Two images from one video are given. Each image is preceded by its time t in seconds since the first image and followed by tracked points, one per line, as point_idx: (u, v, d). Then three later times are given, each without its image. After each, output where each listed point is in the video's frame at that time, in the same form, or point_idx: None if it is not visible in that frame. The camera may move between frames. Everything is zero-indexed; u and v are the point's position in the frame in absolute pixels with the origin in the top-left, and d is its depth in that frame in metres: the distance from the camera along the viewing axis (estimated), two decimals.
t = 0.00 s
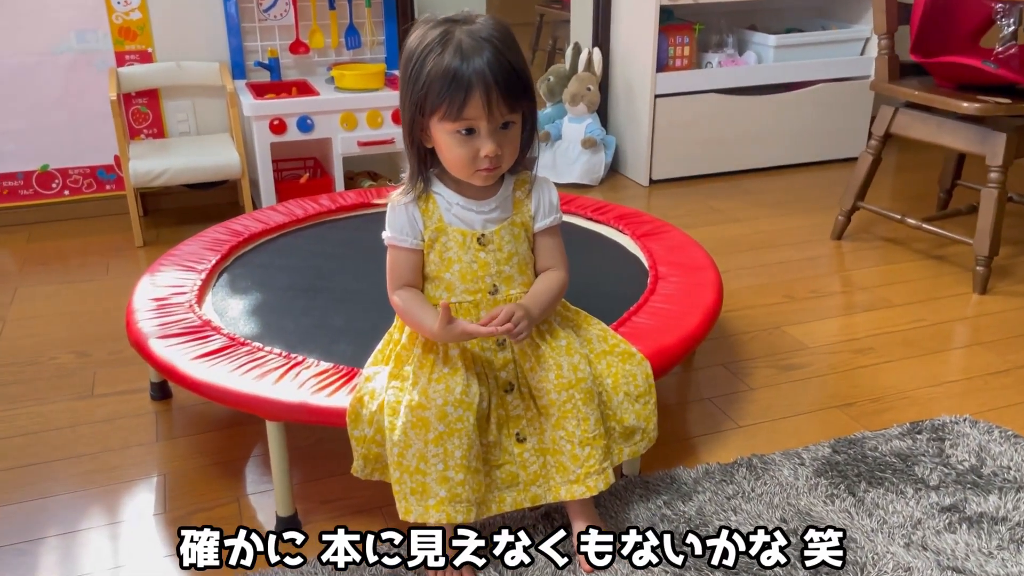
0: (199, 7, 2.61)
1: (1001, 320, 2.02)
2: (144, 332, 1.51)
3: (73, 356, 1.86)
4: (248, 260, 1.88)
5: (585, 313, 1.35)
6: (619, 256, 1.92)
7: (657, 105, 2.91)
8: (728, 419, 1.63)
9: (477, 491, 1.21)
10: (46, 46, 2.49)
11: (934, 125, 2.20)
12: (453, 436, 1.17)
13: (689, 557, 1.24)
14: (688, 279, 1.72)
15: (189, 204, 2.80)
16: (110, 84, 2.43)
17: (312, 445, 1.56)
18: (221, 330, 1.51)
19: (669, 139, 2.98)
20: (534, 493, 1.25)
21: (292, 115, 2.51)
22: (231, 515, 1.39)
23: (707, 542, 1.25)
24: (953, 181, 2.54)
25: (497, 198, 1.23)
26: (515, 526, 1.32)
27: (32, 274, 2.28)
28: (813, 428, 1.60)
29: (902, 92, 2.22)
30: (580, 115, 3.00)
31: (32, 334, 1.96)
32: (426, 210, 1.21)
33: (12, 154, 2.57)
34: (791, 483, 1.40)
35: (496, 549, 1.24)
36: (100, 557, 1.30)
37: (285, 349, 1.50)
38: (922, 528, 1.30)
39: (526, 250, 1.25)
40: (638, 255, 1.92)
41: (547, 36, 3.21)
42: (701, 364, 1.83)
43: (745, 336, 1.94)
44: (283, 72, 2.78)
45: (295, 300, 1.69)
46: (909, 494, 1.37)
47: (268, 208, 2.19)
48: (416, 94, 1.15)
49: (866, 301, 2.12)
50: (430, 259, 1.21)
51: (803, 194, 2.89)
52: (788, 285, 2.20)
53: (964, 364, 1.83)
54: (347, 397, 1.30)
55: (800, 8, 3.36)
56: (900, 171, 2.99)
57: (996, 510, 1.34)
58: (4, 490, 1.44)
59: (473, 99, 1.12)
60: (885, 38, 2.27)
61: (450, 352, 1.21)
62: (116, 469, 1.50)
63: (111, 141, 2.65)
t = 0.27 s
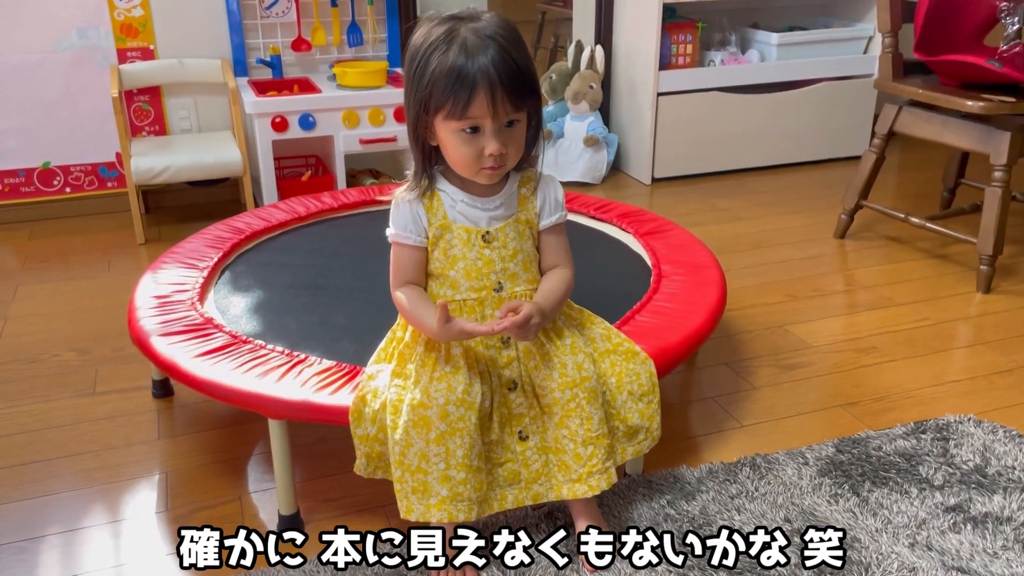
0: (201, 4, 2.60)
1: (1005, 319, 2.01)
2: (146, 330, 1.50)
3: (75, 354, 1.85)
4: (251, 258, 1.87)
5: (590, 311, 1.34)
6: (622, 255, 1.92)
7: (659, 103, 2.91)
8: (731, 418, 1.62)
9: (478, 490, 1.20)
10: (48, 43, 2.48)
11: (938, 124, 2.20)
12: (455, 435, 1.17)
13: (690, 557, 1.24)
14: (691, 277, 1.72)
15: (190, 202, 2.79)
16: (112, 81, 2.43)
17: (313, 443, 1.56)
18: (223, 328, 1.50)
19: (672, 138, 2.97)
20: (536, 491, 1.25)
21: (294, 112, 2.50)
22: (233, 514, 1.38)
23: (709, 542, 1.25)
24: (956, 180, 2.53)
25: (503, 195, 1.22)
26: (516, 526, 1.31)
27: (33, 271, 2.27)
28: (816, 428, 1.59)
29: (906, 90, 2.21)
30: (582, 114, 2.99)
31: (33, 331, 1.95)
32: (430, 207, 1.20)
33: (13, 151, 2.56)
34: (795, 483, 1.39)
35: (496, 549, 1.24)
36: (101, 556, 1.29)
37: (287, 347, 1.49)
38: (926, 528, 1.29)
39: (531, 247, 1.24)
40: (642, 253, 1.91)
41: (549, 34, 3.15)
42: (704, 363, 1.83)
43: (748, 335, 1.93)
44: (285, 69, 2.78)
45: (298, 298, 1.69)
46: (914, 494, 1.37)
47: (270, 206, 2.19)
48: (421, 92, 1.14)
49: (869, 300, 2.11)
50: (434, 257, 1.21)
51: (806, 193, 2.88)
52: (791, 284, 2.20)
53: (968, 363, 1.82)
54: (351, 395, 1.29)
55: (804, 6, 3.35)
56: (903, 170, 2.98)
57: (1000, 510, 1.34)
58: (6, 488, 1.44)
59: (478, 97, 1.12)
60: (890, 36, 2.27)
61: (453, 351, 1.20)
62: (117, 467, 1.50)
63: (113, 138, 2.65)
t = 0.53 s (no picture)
0: None
1: (1010, 316, 2.00)
2: (144, 323, 1.49)
3: (72, 348, 1.84)
4: (250, 252, 1.86)
5: (592, 307, 1.33)
6: (624, 250, 1.90)
7: (662, 98, 2.89)
8: (734, 414, 1.61)
9: (479, 485, 1.19)
10: (46, 34, 2.46)
11: (943, 119, 2.18)
12: (457, 428, 1.15)
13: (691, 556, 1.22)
14: (694, 272, 1.70)
15: (190, 195, 2.77)
16: (110, 73, 2.41)
17: (312, 439, 1.55)
18: (222, 322, 1.49)
19: (674, 133, 2.95)
20: (537, 488, 1.23)
21: (294, 105, 2.48)
22: (231, 510, 1.37)
23: (711, 541, 1.24)
24: (961, 176, 2.51)
25: (508, 187, 1.21)
26: (518, 525, 1.29)
27: (31, 264, 2.26)
28: (820, 425, 1.58)
29: (912, 85, 2.19)
30: (584, 108, 2.97)
31: (31, 324, 1.94)
32: (435, 197, 1.19)
33: (12, 143, 2.54)
34: (799, 480, 1.38)
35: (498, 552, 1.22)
36: (98, 551, 1.28)
37: (286, 341, 1.48)
38: (932, 526, 1.28)
39: (535, 241, 1.23)
40: (644, 248, 1.89)
41: (551, 28, 3.06)
42: (707, 359, 1.81)
43: (751, 331, 1.92)
44: (285, 62, 2.76)
45: (298, 292, 1.67)
46: (919, 492, 1.35)
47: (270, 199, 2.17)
48: (428, 82, 1.12)
49: (873, 297, 2.09)
50: (438, 248, 1.19)
51: (809, 188, 2.86)
52: (794, 280, 2.18)
53: (973, 360, 1.80)
54: (350, 390, 1.28)
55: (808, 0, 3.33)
56: (907, 165, 2.96)
57: (1007, 509, 1.32)
58: (2, 483, 1.43)
59: (486, 88, 1.10)
60: (895, 31, 2.25)
61: (455, 343, 1.19)
62: (114, 462, 1.48)
63: (111, 131, 2.63)
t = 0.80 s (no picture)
0: None
1: (1015, 320, 1.99)
2: (149, 322, 1.49)
3: (77, 346, 1.84)
4: (256, 251, 1.86)
5: (595, 310, 1.33)
6: (628, 251, 1.90)
7: (667, 100, 2.89)
8: (738, 417, 1.61)
9: (481, 482, 1.18)
10: (53, 33, 2.47)
11: (950, 122, 2.17)
12: (460, 424, 1.15)
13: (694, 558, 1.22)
14: (699, 274, 1.70)
15: (195, 195, 2.78)
16: (117, 72, 2.41)
17: (316, 438, 1.55)
18: (226, 321, 1.49)
19: (679, 135, 2.95)
20: (539, 489, 1.22)
21: (300, 106, 2.49)
22: (234, 509, 1.37)
23: (714, 544, 1.24)
24: (966, 180, 2.51)
25: (517, 187, 1.21)
26: (520, 526, 1.29)
27: (37, 262, 2.27)
28: (824, 428, 1.57)
29: (917, 88, 2.19)
30: (589, 109, 2.97)
31: (36, 323, 1.94)
32: (444, 196, 1.19)
33: (18, 141, 2.55)
34: (802, 483, 1.38)
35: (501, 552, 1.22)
36: (101, 549, 1.28)
37: (290, 340, 1.48)
38: (936, 530, 1.28)
39: (541, 241, 1.23)
40: (649, 250, 1.89)
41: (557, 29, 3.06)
42: (711, 362, 1.81)
43: (755, 334, 1.91)
44: (291, 62, 2.76)
45: (303, 291, 1.68)
46: (922, 496, 1.35)
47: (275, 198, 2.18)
48: (440, 84, 1.13)
49: (878, 300, 2.09)
50: (445, 247, 1.19)
51: (814, 191, 2.86)
52: (799, 282, 2.18)
53: (977, 364, 1.80)
54: (354, 390, 1.28)
55: (814, 3, 3.33)
56: (912, 168, 2.96)
57: (1011, 513, 1.32)
58: (6, 480, 1.43)
59: (497, 91, 1.10)
60: (901, 34, 2.24)
61: (460, 339, 1.19)
62: (118, 460, 1.49)
63: (117, 130, 2.64)
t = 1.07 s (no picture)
0: (231, 12, 2.62)
1: None
2: (170, 334, 1.51)
3: (99, 357, 1.86)
4: (276, 264, 1.88)
5: (613, 326, 1.32)
6: (646, 266, 1.90)
7: (686, 114, 2.89)
8: (756, 433, 1.60)
9: (496, 493, 1.18)
10: (80, 48, 2.51)
11: (973, 137, 2.15)
12: (474, 433, 1.15)
13: None
14: (717, 289, 1.70)
15: (217, 207, 2.81)
16: (142, 86, 2.45)
17: (333, 451, 1.55)
18: (245, 334, 1.50)
19: (698, 149, 2.95)
20: (556, 505, 1.22)
21: (321, 120, 2.51)
22: (252, 521, 1.38)
23: (733, 563, 1.22)
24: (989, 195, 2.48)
25: (536, 203, 1.21)
26: (537, 542, 1.28)
27: (61, 274, 2.29)
28: (844, 445, 1.56)
29: (939, 103, 2.17)
30: (608, 123, 2.96)
31: (59, 334, 1.96)
32: (464, 210, 1.20)
33: (44, 154, 2.59)
34: (821, 502, 1.36)
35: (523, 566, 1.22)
36: (120, 560, 1.29)
37: (309, 353, 1.49)
38: (957, 551, 1.26)
39: (560, 255, 1.23)
40: (667, 264, 1.89)
41: (575, 44, 3.20)
42: (729, 377, 1.80)
43: (774, 349, 1.90)
44: (312, 77, 2.79)
45: (322, 304, 1.69)
46: (944, 516, 1.33)
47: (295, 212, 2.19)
48: (462, 101, 1.13)
49: (899, 316, 2.07)
50: (464, 259, 1.20)
51: (834, 206, 2.85)
52: (819, 298, 2.16)
53: (1000, 382, 1.78)
54: (371, 403, 1.28)
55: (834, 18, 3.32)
56: (934, 184, 2.93)
57: None
58: (28, 490, 1.45)
59: (519, 108, 1.11)
60: (922, 48, 2.23)
61: (477, 350, 1.19)
62: (138, 472, 1.50)
63: (141, 143, 2.67)
